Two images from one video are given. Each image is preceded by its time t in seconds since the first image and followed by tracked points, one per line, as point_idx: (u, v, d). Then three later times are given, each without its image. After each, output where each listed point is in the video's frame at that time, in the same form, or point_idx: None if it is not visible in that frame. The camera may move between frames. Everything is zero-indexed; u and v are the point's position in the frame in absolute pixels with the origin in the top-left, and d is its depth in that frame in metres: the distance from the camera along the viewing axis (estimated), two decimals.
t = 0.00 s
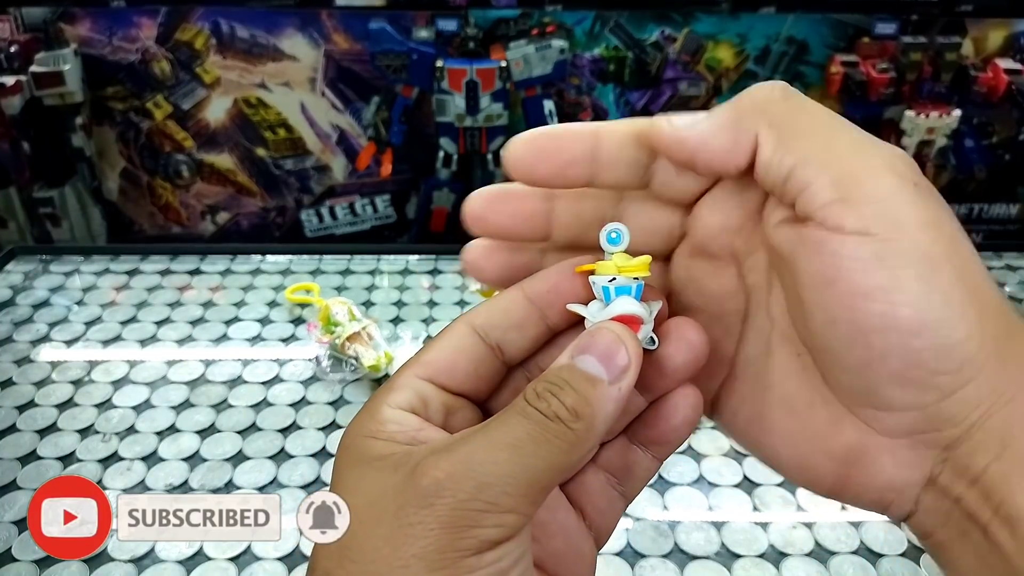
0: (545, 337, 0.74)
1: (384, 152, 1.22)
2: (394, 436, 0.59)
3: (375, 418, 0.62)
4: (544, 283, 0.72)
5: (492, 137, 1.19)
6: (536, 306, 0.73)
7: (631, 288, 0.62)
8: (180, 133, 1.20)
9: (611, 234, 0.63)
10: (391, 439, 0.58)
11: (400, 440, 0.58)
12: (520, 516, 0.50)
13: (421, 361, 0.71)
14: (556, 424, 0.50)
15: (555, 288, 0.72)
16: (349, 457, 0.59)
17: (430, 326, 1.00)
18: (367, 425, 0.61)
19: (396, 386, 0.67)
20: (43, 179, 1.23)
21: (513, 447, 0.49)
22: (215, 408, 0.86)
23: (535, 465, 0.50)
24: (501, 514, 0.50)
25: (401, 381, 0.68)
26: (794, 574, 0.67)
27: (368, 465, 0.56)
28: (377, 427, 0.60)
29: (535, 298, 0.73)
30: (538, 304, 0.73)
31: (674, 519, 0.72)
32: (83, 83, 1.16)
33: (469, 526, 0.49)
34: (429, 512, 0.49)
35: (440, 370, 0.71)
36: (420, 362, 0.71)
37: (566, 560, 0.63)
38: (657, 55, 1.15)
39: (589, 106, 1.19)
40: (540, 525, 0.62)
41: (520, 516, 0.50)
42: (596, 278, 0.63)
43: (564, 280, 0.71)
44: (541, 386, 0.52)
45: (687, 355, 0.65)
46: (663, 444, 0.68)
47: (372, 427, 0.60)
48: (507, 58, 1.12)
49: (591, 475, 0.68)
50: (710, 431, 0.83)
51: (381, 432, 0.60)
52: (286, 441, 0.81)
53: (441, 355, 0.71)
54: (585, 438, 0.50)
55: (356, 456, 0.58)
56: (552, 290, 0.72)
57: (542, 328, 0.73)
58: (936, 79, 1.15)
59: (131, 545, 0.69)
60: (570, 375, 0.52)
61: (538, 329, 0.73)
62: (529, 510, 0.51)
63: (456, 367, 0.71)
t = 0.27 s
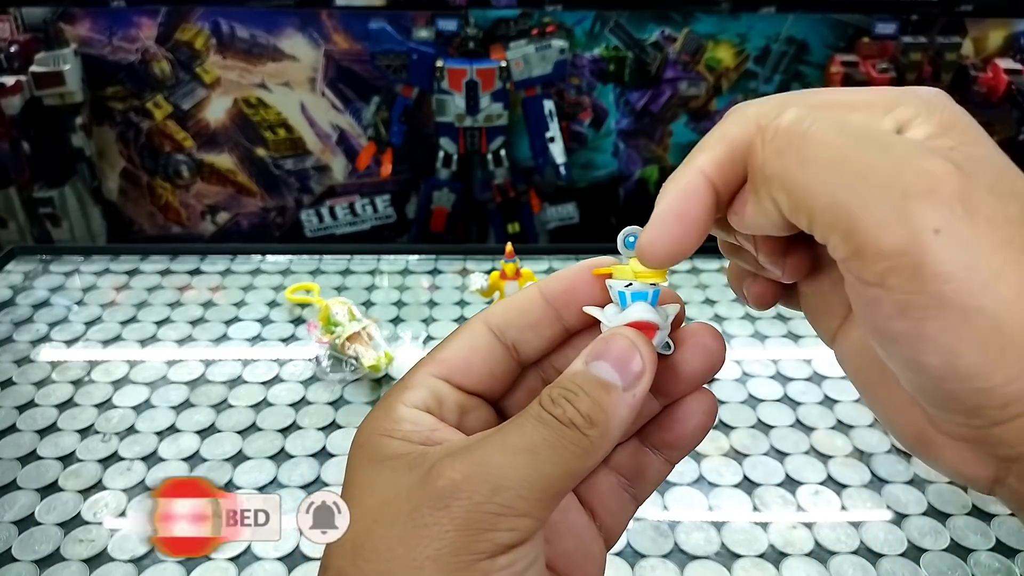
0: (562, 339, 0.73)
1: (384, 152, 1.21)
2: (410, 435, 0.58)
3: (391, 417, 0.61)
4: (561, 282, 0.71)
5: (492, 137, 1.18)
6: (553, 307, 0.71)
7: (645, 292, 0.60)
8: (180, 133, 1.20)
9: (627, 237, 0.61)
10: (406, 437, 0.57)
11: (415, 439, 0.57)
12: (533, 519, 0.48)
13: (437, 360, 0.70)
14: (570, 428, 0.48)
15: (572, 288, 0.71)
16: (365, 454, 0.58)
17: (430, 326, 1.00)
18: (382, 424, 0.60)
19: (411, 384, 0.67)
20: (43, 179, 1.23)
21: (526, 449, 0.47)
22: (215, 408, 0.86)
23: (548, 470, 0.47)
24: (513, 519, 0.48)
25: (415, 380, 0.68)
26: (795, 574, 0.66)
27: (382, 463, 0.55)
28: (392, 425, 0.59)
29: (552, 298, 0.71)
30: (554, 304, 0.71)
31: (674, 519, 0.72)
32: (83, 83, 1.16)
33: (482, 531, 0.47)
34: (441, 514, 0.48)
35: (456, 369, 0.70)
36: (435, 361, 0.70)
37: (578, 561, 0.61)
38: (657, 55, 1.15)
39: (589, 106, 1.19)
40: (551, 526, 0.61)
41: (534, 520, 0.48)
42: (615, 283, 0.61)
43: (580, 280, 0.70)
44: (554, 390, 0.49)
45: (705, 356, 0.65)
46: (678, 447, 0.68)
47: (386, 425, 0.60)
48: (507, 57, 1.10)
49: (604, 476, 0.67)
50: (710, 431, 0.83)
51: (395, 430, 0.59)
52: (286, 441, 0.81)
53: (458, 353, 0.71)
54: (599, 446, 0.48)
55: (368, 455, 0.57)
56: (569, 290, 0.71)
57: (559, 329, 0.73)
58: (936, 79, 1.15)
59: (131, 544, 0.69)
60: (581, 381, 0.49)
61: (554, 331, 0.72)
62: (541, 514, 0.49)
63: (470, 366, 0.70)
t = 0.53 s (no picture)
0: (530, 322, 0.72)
1: (384, 153, 1.21)
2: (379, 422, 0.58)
3: (360, 405, 0.61)
4: (527, 266, 0.69)
5: (492, 137, 1.18)
6: (521, 291, 0.70)
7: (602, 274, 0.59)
8: (181, 133, 1.21)
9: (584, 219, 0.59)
10: (375, 425, 0.57)
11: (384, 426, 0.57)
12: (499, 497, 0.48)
13: (405, 347, 0.69)
14: (533, 408, 0.48)
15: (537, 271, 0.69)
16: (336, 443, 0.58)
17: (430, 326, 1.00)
18: (351, 412, 0.60)
19: (380, 372, 0.66)
20: (44, 179, 1.23)
21: (485, 429, 0.48)
22: (216, 408, 0.86)
23: (513, 449, 0.47)
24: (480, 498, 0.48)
25: (384, 368, 0.67)
26: (794, 573, 0.66)
27: (351, 451, 0.55)
28: (362, 413, 0.59)
29: (518, 282, 0.70)
30: (521, 288, 0.70)
31: (673, 518, 0.72)
32: (84, 84, 1.16)
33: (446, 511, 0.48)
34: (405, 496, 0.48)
35: (424, 356, 0.69)
36: (403, 348, 0.69)
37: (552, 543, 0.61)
38: (657, 56, 1.15)
39: (589, 106, 1.19)
40: (523, 507, 0.60)
41: (499, 498, 0.49)
42: (572, 265, 0.60)
43: (546, 263, 0.68)
44: (517, 372, 0.50)
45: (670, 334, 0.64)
46: (648, 425, 0.68)
47: (355, 414, 0.59)
48: (507, 58, 1.11)
49: (577, 458, 0.67)
50: (710, 431, 0.83)
51: (364, 418, 0.59)
52: (286, 441, 0.81)
53: (425, 340, 0.69)
54: (562, 425, 0.48)
55: (339, 442, 0.57)
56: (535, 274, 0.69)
57: (526, 311, 0.71)
58: (935, 79, 1.15)
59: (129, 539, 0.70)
60: (542, 360, 0.49)
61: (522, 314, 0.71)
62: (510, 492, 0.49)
63: (440, 352, 0.69)
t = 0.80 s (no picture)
0: (525, 326, 0.71)
1: (384, 153, 1.20)
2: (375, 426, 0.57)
3: (356, 409, 0.60)
4: (524, 271, 0.69)
5: (492, 137, 1.18)
6: (517, 295, 0.70)
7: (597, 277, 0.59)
8: (181, 133, 1.21)
9: (582, 223, 0.60)
10: (372, 429, 0.57)
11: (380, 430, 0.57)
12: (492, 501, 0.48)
13: (400, 352, 0.68)
14: (524, 412, 0.48)
15: (533, 276, 0.69)
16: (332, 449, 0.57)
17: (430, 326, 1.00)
18: (347, 417, 0.59)
19: (376, 376, 0.65)
20: (44, 179, 1.23)
21: (477, 434, 0.48)
22: (216, 408, 0.86)
23: (505, 453, 0.47)
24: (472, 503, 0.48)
25: (379, 373, 0.66)
26: (794, 573, 0.66)
27: (348, 456, 0.55)
28: (357, 418, 0.59)
29: (513, 286, 0.70)
30: (517, 292, 0.70)
31: (673, 519, 0.72)
32: (83, 83, 1.16)
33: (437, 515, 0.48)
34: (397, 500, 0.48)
35: (420, 360, 0.68)
36: (399, 353, 0.68)
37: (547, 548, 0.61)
38: (657, 56, 1.15)
39: (589, 106, 1.19)
40: (517, 510, 0.61)
41: (492, 502, 0.49)
42: (567, 269, 0.60)
43: (541, 268, 0.69)
44: (510, 377, 0.50)
45: (666, 338, 0.64)
46: (644, 430, 0.67)
47: (351, 419, 0.59)
48: (507, 58, 1.10)
49: (572, 461, 0.67)
50: (710, 431, 0.83)
51: (360, 422, 0.58)
52: (286, 441, 0.81)
53: (421, 345, 0.69)
54: (555, 430, 0.48)
55: (333, 447, 0.57)
56: (531, 278, 0.69)
57: (522, 315, 0.71)
58: (936, 79, 1.15)
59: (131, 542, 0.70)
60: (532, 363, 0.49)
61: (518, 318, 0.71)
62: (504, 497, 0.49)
63: (436, 357, 0.68)
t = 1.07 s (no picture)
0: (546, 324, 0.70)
1: (384, 153, 1.21)
2: (396, 424, 0.57)
3: (379, 407, 0.60)
4: (546, 270, 0.68)
5: (492, 137, 1.18)
6: (538, 294, 0.69)
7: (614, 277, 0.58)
8: (181, 133, 1.20)
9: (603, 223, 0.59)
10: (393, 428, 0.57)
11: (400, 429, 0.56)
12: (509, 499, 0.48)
13: (422, 349, 0.68)
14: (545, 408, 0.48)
15: (555, 274, 0.68)
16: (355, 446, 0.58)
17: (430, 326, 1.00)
18: (370, 414, 0.59)
19: (398, 373, 0.65)
20: (44, 179, 1.23)
21: (497, 431, 0.48)
22: (216, 408, 0.86)
23: (524, 451, 0.47)
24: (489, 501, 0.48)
25: (401, 370, 0.66)
26: (794, 573, 0.66)
27: (369, 452, 0.54)
28: (378, 415, 0.58)
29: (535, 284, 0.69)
30: (537, 292, 0.69)
31: (673, 519, 0.72)
32: (84, 83, 1.16)
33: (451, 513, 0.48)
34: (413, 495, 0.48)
35: (440, 357, 0.68)
36: (421, 351, 0.68)
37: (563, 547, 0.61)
38: (657, 56, 1.15)
39: (589, 106, 1.19)
40: (531, 508, 0.61)
41: (509, 498, 0.48)
42: (587, 268, 0.59)
43: (564, 266, 0.68)
44: (528, 374, 0.49)
45: (683, 340, 0.63)
46: (658, 432, 0.66)
47: (373, 416, 0.58)
48: (507, 58, 1.10)
49: (586, 461, 0.66)
50: (710, 431, 0.83)
51: (381, 419, 0.58)
52: (286, 441, 0.81)
53: (442, 342, 0.68)
54: (572, 427, 0.48)
55: (352, 442, 0.56)
56: (553, 277, 0.68)
57: (543, 314, 0.70)
58: (935, 79, 1.15)
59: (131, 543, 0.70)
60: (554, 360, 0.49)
61: (539, 317, 0.70)
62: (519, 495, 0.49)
63: (455, 355, 0.68)
